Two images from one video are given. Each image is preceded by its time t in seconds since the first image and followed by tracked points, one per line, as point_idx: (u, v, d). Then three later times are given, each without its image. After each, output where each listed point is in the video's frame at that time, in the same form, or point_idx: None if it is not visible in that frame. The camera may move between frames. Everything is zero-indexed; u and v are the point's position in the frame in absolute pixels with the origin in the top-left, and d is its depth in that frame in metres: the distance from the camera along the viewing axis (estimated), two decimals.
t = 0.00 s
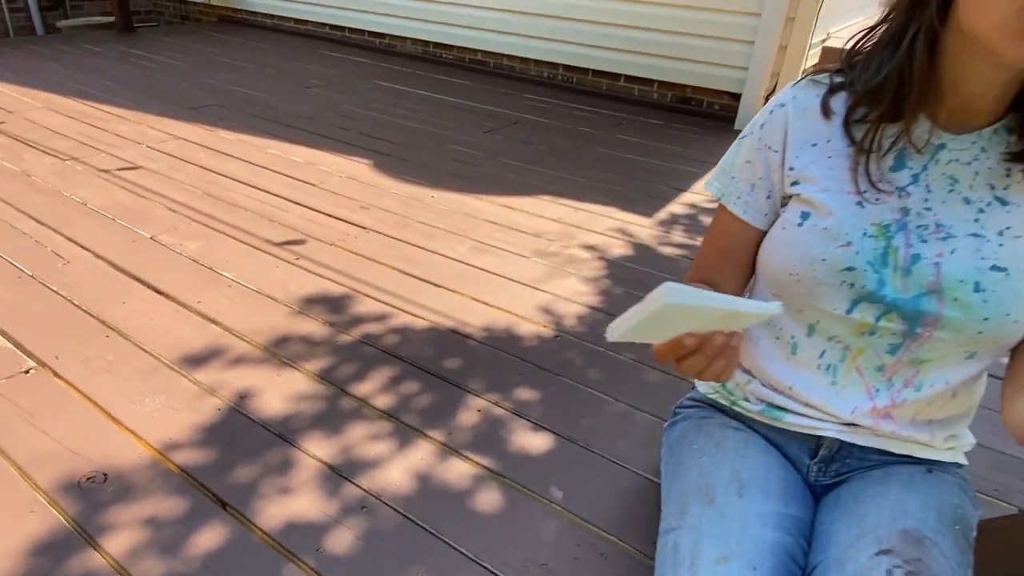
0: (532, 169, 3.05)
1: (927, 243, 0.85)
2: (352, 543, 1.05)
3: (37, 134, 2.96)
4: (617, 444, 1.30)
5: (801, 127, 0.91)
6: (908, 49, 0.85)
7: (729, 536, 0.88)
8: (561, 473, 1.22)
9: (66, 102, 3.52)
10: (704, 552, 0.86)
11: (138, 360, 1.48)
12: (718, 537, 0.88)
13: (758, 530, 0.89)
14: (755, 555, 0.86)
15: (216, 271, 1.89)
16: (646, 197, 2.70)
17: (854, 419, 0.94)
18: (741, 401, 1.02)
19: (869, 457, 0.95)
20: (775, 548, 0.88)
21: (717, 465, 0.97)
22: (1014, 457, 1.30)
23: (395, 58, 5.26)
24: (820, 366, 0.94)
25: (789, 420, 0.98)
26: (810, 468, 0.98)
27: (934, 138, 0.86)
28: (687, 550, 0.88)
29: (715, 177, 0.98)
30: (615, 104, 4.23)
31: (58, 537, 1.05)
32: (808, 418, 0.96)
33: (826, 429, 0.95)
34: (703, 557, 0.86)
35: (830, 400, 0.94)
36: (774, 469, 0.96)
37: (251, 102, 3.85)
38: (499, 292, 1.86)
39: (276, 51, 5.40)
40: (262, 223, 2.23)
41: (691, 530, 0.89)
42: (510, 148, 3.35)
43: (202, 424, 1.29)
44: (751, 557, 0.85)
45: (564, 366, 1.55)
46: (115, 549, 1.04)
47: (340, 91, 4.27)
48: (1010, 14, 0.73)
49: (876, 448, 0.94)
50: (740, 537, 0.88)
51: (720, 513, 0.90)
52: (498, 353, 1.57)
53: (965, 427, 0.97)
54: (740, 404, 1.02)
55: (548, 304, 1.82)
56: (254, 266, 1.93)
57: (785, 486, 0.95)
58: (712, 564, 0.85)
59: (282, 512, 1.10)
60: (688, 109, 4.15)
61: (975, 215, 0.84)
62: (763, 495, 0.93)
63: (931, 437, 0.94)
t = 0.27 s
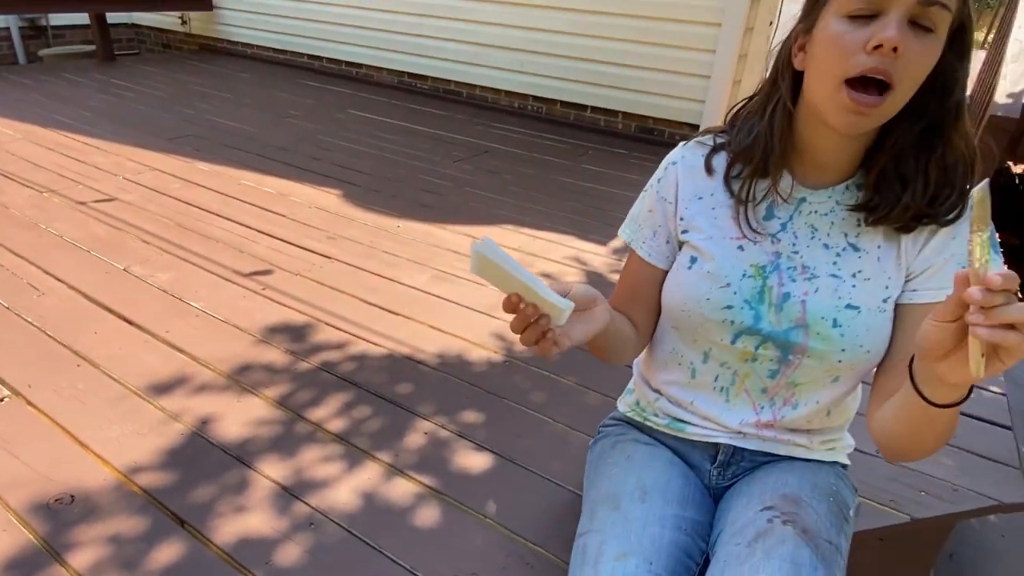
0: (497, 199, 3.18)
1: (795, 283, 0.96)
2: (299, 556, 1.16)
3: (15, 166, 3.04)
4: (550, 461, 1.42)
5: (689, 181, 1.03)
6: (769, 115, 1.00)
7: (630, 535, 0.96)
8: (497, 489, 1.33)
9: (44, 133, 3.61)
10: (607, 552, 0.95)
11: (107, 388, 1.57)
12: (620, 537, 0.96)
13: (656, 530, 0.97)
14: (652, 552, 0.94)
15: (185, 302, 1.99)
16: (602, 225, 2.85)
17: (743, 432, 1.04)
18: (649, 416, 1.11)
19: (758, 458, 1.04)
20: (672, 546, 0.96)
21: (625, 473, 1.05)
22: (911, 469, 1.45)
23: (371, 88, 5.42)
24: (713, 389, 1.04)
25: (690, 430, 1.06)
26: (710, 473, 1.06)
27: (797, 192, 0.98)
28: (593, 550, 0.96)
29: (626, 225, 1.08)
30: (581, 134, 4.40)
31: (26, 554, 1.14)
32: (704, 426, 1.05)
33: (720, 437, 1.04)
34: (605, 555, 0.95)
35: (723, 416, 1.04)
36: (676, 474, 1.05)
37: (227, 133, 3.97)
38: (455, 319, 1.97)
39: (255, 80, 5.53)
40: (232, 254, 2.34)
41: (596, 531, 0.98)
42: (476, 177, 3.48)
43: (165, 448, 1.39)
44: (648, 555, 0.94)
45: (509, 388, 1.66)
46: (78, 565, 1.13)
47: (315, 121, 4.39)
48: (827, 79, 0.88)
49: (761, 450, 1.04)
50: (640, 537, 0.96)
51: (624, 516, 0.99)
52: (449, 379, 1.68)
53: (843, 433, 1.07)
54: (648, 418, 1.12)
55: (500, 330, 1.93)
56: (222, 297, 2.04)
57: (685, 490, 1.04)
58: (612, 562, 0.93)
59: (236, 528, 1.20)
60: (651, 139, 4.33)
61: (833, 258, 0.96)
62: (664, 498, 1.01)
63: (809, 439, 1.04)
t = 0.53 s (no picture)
0: (468, 220, 3.29)
1: (697, 314, 1.04)
2: (250, 559, 1.23)
3: None
4: (495, 470, 1.51)
5: (601, 220, 1.13)
6: (671, 157, 1.12)
7: (545, 544, 1.01)
8: (443, 496, 1.42)
9: (27, 157, 3.70)
10: (522, 558, 1.00)
11: (76, 404, 1.65)
12: (536, 545, 1.01)
13: (571, 540, 1.03)
14: (564, 560, 1.00)
15: (157, 322, 2.07)
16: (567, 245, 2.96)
17: (658, 449, 1.11)
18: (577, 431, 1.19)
19: (673, 473, 1.12)
20: (584, 556, 1.02)
21: (550, 486, 1.11)
22: (832, 474, 1.56)
23: (353, 112, 5.55)
24: (630, 411, 1.13)
25: (612, 447, 1.14)
26: (631, 487, 1.13)
27: (697, 227, 1.09)
28: (509, 556, 1.01)
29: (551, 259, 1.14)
30: (555, 156, 4.55)
31: None
32: (623, 442, 1.13)
33: (638, 453, 1.12)
34: (518, 562, 0.99)
35: (640, 434, 1.12)
36: (598, 491, 1.11)
37: (209, 156, 4.07)
38: (416, 337, 2.07)
39: (239, 104, 5.65)
40: (206, 275, 2.42)
41: (512, 540, 1.03)
42: (450, 199, 3.59)
43: (129, 460, 1.46)
44: (560, 563, 0.99)
45: (463, 402, 1.75)
46: (40, 569, 1.20)
47: (296, 145, 4.50)
48: (711, 123, 1.00)
49: (677, 467, 1.11)
50: (554, 545, 1.01)
51: (543, 526, 1.04)
52: (407, 394, 1.77)
53: (752, 450, 1.15)
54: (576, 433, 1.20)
55: (459, 346, 2.02)
56: (193, 317, 2.12)
57: (605, 506, 1.10)
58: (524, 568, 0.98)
59: (192, 534, 1.28)
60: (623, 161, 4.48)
61: (730, 291, 1.04)
62: (583, 512, 1.07)
63: (718, 458, 1.12)
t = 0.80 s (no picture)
0: (447, 235, 3.35)
1: (622, 341, 1.11)
2: (205, 562, 1.28)
3: None
4: (452, 477, 1.55)
5: (529, 248, 1.22)
6: (591, 190, 1.20)
7: (478, 548, 1.09)
8: (400, 502, 1.46)
9: (14, 174, 3.75)
10: (454, 561, 1.07)
11: (47, 414, 1.69)
12: (469, 549, 1.09)
13: (503, 544, 1.10)
14: (493, 564, 1.07)
15: (132, 334, 2.12)
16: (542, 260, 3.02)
17: (594, 462, 1.19)
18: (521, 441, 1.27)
19: (611, 483, 1.19)
20: (514, 559, 1.09)
21: (489, 494, 1.19)
22: (780, 480, 1.63)
23: (342, 129, 5.64)
24: (569, 428, 1.21)
25: (551, 456, 1.22)
26: (570, 495, 1.21)
27: (619, 256, 1.16)
28: (443, 560, 1.09)
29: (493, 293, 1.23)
30: (538, 173, 4.63)
31: None
32: (562, 455, 1.21)
33: (575, 464, 1.20)
34: (451, 566, 1.07)
35: (579, 448, 1.20)
36: (535, 499, 1.19)
37: (195, 172, 4.13)
38: (386, 349, 2.12)
39: (229, 121, 5.73)
40: (184, 289, 2.47)
41: (448, 545, 1.11)
42: (431, 215, 3.66)
43: (95, 468, 1.51)
44: (488, 566, 1.06)
45: (426, 412, 1.80)
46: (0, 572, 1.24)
47: (282, 162, 4.57)
48: (625, 162, 1.06)
49: (612, 478, 1.18)
50: (485, 549, 1.09)
51: (477, 531, 1.12)
52: (373, 403, 1.81)
53: (689, 462, 1.21)
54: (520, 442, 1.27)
55: (427, 358, 2.08)
56: (169, 330, 2.17)
57: (541, 513, 1.17)
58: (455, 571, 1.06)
59: (151, 539, 1.32)
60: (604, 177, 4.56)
61: (653, 318, 1.11)
62: (519, 518, 1.15)
63: (653, 471, 1.18)
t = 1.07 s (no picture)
0: (440, 246, 3.37)
1: (582, 361, 1.14)
2: (185, 570, 1.29)
3: None
4: (434, 486, 1.56)
5: (490, 269, 1.25)
6: (546, 211, 1.22)
7: (451, 558, 1.11)
8: (381, 510, 1.47)
9: (13, 185, 3.79)
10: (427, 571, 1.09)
11: (34, 423, 1.71)
12: (442, 559, 1.11)
13: (476, 554, 1.12)
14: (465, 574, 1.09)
15: (123, 344, 2.14)
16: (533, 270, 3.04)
17: (564, 476, 1.21)
18: (496, 453, 1.30)
19: (584, 495, 1.21)
20: (486, 569, 1.11)
21: (464, 505, 1.21)
22: (762, 489, 1.62)
23: (339, 141, 5.69)
24: (539, 444, 1.23)
25: (525, 468, 1.25)
26: (545, 506, 1.24)
27: (576, 275, 1.18)
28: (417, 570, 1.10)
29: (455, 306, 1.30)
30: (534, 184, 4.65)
31: None
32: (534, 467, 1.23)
33: (547, 476, 1.22)
34: None
35: (550, 464, 1.22)
36: (508, 509, 1.21)
37: (193, 184, 4.17)
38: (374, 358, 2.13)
39: (229, 133, 5.78)
40: (176, 299, 2.49)
41: (422, 556, 1.12)
42: (425, 225, 3.68)
43: (79, 477, 1.52)
44: None
45: (412, 421, 1.80)
46: None
47: (279, 173, 4.60)
48: (572, 186, 1.09)
49: (584, 489, 1.20)
50: (457, 559, 1.10)
51: (451, 542, 1.14)
52: (358, 412, 1.82)
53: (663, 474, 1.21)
54: (496, 454, 1.30)
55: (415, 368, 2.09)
56: (159, 339, 2.19)
57: (514, 523, 1.19)
58: None
59: (131, 547, 1.33)
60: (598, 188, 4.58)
61: (612, 338, 1.13)
62: (492, 528, 1.16)
63: (624, 483, 1.19)
